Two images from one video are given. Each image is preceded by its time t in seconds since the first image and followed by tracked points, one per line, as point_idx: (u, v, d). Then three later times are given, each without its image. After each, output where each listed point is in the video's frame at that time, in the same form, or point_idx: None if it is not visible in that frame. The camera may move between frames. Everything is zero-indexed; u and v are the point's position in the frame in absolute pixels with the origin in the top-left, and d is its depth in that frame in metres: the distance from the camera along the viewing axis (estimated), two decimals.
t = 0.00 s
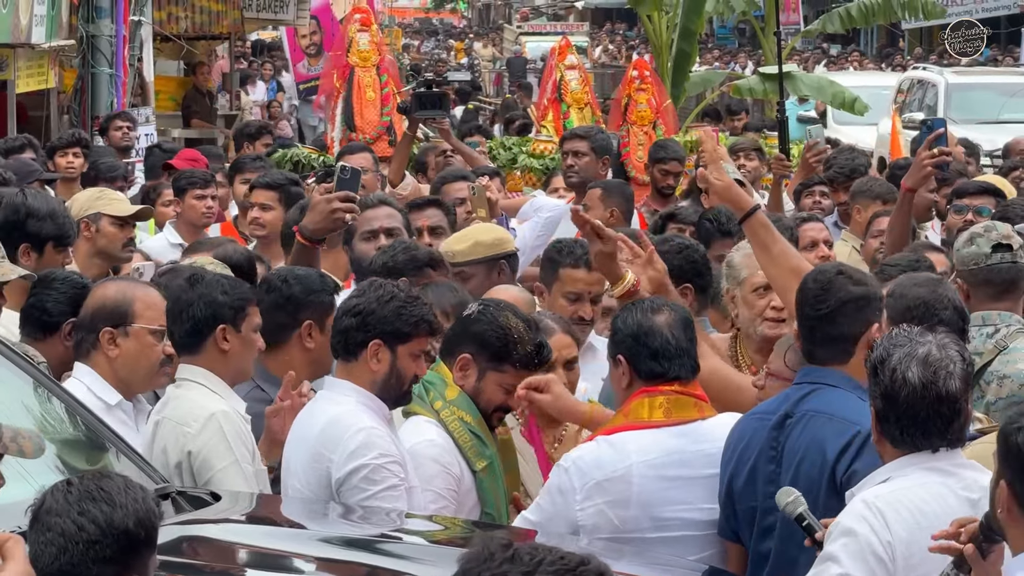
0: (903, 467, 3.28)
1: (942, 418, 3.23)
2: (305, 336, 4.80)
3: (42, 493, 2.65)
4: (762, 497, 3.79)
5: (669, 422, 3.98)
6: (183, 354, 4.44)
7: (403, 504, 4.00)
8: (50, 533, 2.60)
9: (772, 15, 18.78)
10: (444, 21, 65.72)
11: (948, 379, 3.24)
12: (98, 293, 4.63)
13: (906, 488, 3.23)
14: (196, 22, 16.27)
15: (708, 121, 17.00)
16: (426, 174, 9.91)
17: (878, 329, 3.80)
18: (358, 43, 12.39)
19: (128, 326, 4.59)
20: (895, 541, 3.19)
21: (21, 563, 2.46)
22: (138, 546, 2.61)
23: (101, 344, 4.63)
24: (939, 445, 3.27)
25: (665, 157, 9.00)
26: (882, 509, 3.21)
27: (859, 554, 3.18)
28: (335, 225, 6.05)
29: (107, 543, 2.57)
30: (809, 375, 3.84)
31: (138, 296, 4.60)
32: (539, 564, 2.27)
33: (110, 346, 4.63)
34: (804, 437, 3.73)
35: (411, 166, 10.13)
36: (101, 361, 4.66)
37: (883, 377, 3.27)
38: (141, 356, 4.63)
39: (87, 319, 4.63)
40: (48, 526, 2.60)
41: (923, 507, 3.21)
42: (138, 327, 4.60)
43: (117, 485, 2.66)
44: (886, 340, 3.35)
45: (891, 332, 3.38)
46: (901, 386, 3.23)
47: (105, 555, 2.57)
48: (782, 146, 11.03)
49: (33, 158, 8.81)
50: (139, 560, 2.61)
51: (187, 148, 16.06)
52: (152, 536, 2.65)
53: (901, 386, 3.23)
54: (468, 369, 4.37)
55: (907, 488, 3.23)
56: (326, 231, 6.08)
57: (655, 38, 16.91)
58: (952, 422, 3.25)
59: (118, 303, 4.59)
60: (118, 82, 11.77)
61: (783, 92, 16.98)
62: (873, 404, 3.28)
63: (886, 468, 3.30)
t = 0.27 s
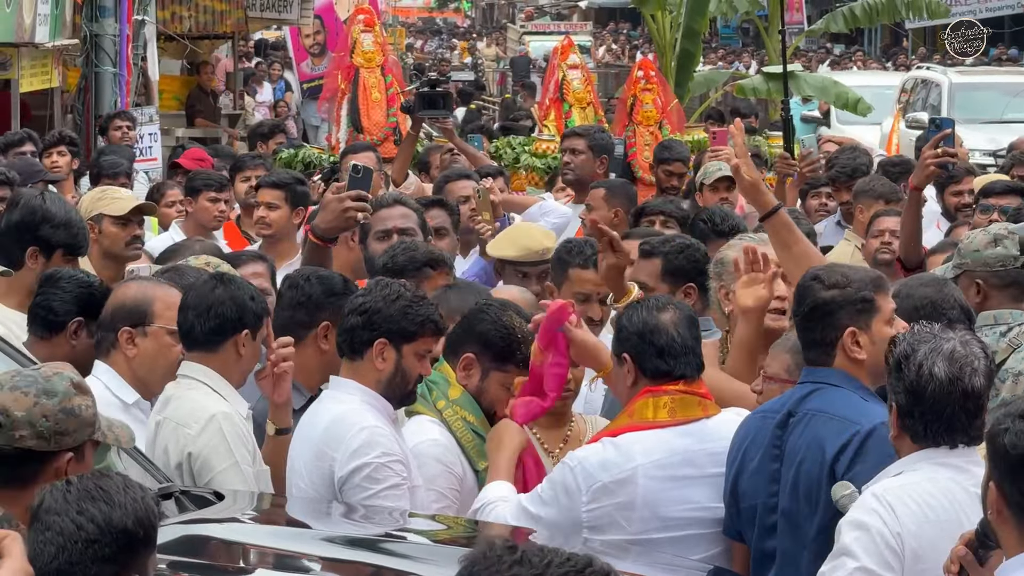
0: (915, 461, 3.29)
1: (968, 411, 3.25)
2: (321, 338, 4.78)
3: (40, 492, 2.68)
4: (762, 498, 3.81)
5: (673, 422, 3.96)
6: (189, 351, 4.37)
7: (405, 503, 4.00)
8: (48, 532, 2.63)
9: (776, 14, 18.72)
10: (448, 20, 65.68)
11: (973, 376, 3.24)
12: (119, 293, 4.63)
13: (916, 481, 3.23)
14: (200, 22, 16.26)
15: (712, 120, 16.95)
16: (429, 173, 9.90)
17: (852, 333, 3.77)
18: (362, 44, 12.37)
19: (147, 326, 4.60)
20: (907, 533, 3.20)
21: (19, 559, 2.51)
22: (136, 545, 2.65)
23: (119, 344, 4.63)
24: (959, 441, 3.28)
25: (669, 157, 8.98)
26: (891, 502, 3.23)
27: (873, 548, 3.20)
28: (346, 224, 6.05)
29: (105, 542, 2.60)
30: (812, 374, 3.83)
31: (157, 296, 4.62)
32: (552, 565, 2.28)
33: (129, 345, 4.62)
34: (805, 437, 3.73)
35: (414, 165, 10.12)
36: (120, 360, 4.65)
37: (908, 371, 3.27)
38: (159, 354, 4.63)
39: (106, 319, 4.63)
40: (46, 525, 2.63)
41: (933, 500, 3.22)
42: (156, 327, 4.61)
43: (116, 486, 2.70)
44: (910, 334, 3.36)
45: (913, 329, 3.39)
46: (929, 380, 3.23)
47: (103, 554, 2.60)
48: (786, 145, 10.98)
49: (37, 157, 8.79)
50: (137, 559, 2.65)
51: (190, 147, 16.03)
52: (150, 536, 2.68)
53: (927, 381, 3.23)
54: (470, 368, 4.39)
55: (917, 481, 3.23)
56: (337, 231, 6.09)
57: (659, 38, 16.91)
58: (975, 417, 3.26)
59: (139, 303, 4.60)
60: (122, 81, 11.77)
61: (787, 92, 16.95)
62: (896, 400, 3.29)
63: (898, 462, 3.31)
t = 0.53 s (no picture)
0: (904, 464, 3.27)
1: (963, 418, 3.24)
2: (323, 335, 4.77)
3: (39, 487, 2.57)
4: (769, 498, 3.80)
5: (689, 420, 3.96)
6: (198, 349, 4.40)
7: (408, 501, 3.98)
8: (46, 529, 2.52)
9: (781, 12, 18.72)
10: (453, 18, 65.69)
11: (967, 378, 3.25)
12: (133, 291, 4.67)
13: (903, 486, 3.22)
14: (205, 19, 16.29)
15: (717, 118, 16.94)
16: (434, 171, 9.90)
17: (846, 332, 3.83)
18: (372, 41, 12.38)
19: (159, 324, 4.60)
20: (891, 540, 3.18)
21: (27, 559, 2.46)
22: (134, 541, 2.54)
23: (131, 341, 4.60)
24: (953, 446, 3.26)
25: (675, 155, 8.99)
26: (876, 507, 3.21)
27: (858, 555, 3.18)
28: (357, 220, 6.05)
29: (105, 538, 2.50)
30: (819, 375, 3.83)
31: (169, 294, 4.64)
32: (553, 564, 2.28)
33: (140, 343, 4.60)
34: (811, 436, 3.71)
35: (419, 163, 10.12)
36: (132, 358, 4.61)
37: (905, 379, 3.24)
38: (172, 352, 4.61)
39: (119, 316, 4.63)
40: (45, 521, 2.52)
41: (920, 505, 3.20)
42: (169, 326, 4.62)
43: (115, 479, 2.59)
44: (899, 338, 3.33)
45: (900, 329, 3.37)
46: (925, 387, 3.21)
47: (102, 550, 2.50)
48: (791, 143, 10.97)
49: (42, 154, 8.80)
50: (138, 555, 2.55)
51: (195, 145, 16.03)
52: (150, 532, 2.57)
53: (925, 387, 3.22)
54: (472, 364, 4.43)
55: (904, 486, 3.22)
56: (349, 227, 6.09)
57: (665, 36, 16.91)
58: (970, 421, 3.26)
59: (152, 300, 4.63)
60: (128, 79, 11.78)
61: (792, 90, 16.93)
62: (891, 405, 3.26)
63: (889, 466, 3.29)
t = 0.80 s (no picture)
0: (908, 459, 3.25)
1: (968, 414, 3.22)
2: (327, 330, 4.76)
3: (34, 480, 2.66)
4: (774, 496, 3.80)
5: (688, 416, 3.95)
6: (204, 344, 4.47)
7: (411, 494, 3.96)
8: (41, 520, 2.61)
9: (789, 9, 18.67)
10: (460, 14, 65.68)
11: (972, 373, 3.23)
12: (139, 285, 4.66)
13: (909, 480, 3.20)
14: (213, 15, 16.28)
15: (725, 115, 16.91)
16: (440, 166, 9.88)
17: (838, 333, 3.80)
18: (384, 39, 12.40)
19: (162, 318, 4.60)
20: (901, 531, 3.15)
21: (34, 563, 2.42)
22: (129, 531, 2.62)
23: (135, 336, 4.62)
24: (957, 441, 3.25)
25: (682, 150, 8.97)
26: (885, 499, 3.17)
27: (868, 547, 3.15)
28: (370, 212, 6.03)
29: (99, 528, 2.58)
30: (824, 374, 3.83)
31: (171, 288, 4.64)
32: (554, 559, 2.25)
33: (144, 338, 4.62)
34: (818, 436, 3.70)
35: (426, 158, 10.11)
36: (136, 353, 4.63)
37: (910, 375, 3.23)
38: (175, 346, 4.62)
39: (124, 311, 4.65)
40: (40, 513, 2.61)
41: (929, 497, 3.18)
42: (172, 319, 4.61)
43: (107, 471, 2.68)
44: (903, 334, 3.31)
45: (905, 325, 3.34)
46: (931, 383, 3.20)
47: (97, 540, 2.58)
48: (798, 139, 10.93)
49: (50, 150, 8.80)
50: (132, 543, 2.63)
51: (203, 141, 16.02)
52: (143, 521, 2.65)
53: (931, 384, 3.20)
54: (477, 361, 4.37)
55: (911, 478, 3.20)
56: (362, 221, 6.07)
57: (673, 32, 16.88)
58: (975, 418, 3.24)
59: (155, 295, 4.62)
60: (136, 75, 11.78)
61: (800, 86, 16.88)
62: (897, 402, 3.24)
63: (893, 461, 3.27)
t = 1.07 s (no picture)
0: (926, 451, 3.25)
1: (984, 407, 3.25)
2: (341, 326, 4.75)
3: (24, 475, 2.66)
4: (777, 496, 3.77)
5: (701, 404, 3.95)
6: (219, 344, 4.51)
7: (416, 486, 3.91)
8: (36, 515, 2.62)
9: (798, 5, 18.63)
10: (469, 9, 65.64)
11: (989, 366, 3.25)
12: (130, 280, 4.62)
13: (931, 471, 3.19)
14: (222, 11, 16.29)
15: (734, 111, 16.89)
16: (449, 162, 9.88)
17: (846, 330, 3.89)
18: (396, 36, 12.37)
19: (157, 312, 4.57)
20: (929, 523, 3.15)
21: (38, 565, 2.42)
22: (125, 521, 2.65)
23: (132, 332, 4.63)
24: (971, 433, 3.26)
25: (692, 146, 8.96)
26: (910, 492, 3.17)
27: (894, 538, 3.15)
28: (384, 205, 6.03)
29: (95, 519, 2.61)
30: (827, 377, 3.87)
31: (164, 281, 4.59)
32: (561, 555, 2.24)
33: (141, 333, 4.62)
34: (816, 443, 3.75)
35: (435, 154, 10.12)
36: (134, 350, 4.66)
37: (928, 364, 3.22)
38: (173, 342, 4.61)
39: (118, 307, 4.63)
40: (34, 508, 2.61)
41: (951, 490, 3.18)
42: (168, 312, 4.58)
43: (98, 463, 2.69)
44: (923, 323, 3.31)
45: (924, 316, 3.35)
46: (950, 372, 3.20)
47: (94, 531, 2.60)
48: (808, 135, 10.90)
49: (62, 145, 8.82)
50: (128, 533, 2.65)
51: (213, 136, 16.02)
52: (138, 510, 2.68)
53: (949, 373, 3.20)
54: (483, 355, 4.34)
55: (932, 471, 3.19)
56: (375, 212, 6.06)
57: (682, 27, 16.85)
58: (989, 410, 3.26)
59: (147, 289, 4.59)
60: (145, 71, 11.79)
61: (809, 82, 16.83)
62: (913, 390, 3.23)
63: (908, 454, 3.26)
